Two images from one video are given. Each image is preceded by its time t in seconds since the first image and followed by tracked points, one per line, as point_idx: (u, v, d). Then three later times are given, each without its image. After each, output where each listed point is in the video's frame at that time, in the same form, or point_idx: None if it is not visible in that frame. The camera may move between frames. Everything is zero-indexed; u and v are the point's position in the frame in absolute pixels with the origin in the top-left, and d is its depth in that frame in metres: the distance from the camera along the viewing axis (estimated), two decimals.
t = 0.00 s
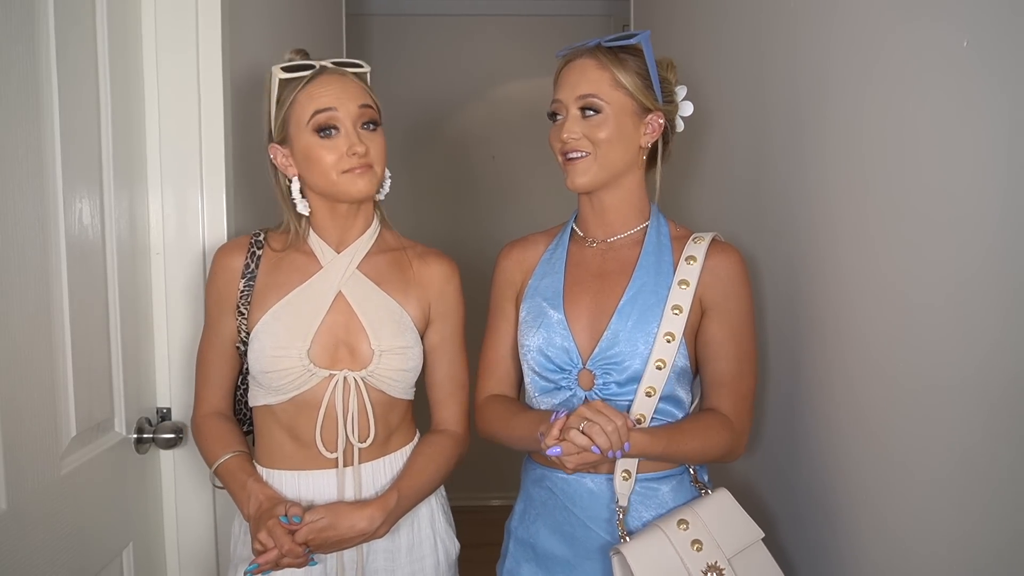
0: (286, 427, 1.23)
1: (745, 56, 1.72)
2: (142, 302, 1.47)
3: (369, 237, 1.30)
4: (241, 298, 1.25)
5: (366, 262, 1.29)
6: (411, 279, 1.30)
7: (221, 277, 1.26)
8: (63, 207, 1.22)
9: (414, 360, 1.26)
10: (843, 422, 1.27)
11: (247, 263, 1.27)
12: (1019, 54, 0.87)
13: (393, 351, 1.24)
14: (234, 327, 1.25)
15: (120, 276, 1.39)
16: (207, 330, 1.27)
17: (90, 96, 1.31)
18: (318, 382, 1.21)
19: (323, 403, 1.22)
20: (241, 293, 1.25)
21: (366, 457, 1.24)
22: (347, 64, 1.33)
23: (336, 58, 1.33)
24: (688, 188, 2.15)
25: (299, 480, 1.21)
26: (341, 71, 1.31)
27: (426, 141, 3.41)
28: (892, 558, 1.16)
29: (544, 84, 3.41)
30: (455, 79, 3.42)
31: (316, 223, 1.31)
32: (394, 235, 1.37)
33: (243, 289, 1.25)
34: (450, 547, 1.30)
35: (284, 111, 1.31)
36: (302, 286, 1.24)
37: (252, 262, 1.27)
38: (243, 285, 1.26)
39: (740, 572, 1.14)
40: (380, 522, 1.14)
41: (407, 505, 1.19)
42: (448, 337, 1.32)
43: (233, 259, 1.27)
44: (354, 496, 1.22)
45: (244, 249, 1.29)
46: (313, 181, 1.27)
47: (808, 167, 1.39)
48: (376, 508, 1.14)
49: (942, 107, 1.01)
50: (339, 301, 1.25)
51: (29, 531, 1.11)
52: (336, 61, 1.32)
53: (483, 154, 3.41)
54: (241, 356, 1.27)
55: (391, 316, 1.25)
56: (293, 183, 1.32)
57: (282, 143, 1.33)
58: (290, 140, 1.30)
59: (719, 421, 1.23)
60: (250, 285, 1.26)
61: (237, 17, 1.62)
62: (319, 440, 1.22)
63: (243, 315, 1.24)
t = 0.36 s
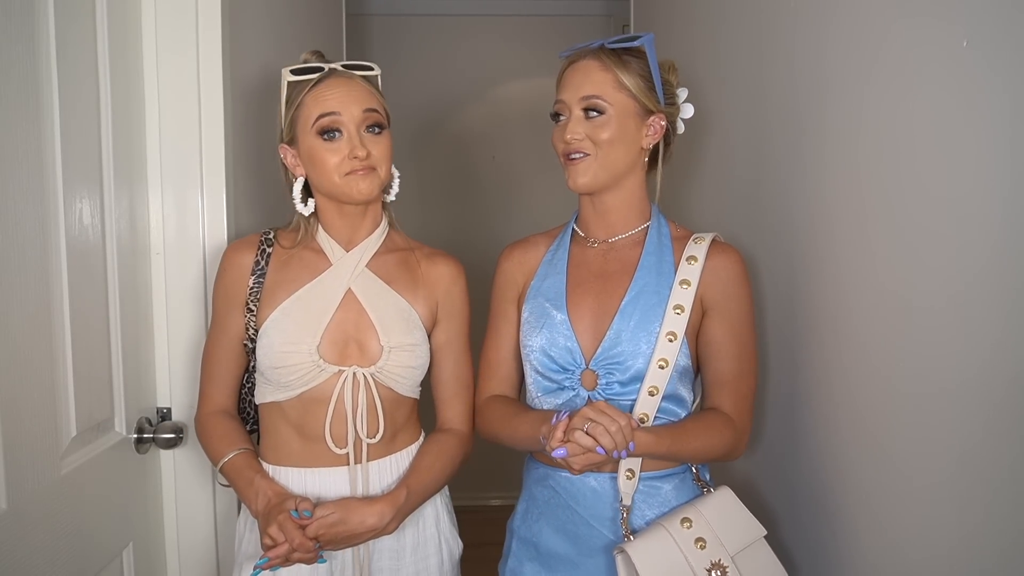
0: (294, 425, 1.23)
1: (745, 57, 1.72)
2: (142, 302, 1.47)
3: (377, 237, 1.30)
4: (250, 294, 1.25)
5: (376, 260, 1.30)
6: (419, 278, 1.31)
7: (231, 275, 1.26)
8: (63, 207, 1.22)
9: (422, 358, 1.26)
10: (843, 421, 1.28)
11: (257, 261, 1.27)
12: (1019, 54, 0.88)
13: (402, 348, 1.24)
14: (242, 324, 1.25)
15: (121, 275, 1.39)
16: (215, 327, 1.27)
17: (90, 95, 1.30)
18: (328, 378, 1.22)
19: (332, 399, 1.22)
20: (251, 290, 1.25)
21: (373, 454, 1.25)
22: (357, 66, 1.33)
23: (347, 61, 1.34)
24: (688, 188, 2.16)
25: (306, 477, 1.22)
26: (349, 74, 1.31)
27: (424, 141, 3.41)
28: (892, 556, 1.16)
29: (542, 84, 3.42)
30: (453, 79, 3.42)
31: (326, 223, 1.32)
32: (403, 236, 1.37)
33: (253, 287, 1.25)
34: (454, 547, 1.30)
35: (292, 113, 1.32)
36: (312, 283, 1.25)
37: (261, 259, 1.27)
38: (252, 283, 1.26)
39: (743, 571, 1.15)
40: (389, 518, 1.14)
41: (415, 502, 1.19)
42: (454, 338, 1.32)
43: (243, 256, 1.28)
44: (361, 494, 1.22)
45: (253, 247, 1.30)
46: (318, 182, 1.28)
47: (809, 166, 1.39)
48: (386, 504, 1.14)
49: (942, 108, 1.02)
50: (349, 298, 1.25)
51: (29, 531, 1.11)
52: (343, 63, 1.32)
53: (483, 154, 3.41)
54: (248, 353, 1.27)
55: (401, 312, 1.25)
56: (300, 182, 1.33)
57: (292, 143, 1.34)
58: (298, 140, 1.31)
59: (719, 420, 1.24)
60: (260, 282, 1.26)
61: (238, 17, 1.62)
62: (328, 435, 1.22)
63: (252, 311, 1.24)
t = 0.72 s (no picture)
0: (294, 424, 1.23)
1: (745, 57, 1.72)
2: (142, 301, 1.47)
3: (380, 239, 1.31)
4: (254, 293, 1.25)
5: (378, 262, 1.30)
6: (421, 280, 1.31)
7: (235, 275, 1.26)
8: (63, 207, 1.22)
9: (423, 360, 1.27)
10: (842, 420, 1.28)
11: (260, 260, 1.27)
12: (1019, 54, 0.88)
13: (402, 350, 1.24)
14: (244, 323, 1.25)
15: (121, 276, 1.39)
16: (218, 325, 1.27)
17: (90, 95, 1.30)
18: (328, 379, 1.22)
19: (332, 400, 1.22)
20: (255, 288, 1.25)
21: (372, 454, 1.24)
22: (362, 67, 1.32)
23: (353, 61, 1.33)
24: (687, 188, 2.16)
25: (305, 475, 1.22)
26: (353, 75, 1.31)
27: (423, 141, 3.41)
28: (891, 556, 1.17)
29: (541, 84, 3.42)
30: (452, 79, 3.42)
31: (329, 222, 1.31)
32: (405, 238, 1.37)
33: (255, 286, 1.25)
34: (453, 547, 1.30)
35: (297, 113, 1.32)
36: (314, 284, 1.25)
37: (265, 259, 1.27)
38: (256, 282, 1.26)
39: (751, 562, 1.16)
40: (387, 518, 1.14)
41: (413, 504, 1.19)
42: (454, 339, 1.32)
43: (247, 255, 1.28)
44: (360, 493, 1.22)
45: (258, 246, 1.29)
46: (320, 181, 1.28)
47: (808, 166, 1.39)
48: (385, 503, 1.14)
49: (942, 108, 1.02)
50: (351, 299, 1.25)
51: (30, 531, 1.11)
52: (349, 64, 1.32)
53: (483, 154, 3.41)
54: (250, 351, 1.27)
55: (401, 314, 1.26)
56: (301, 183, 1.32)
57: (297, 144, 1.34)
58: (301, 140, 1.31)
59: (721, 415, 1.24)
60: (263, 281, 1.26)
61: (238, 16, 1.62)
62: (328, 434, 1.22)
63: (254, 310, 1.24)
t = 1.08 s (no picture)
0: (288, 424, 1.24)
1: (745, 56, 1.72)
2: (142, 301, 1.47)
3: (373, 239, 1.31)
4: (248, 294, 1.26)
5: (371, 262, 1.30)
6: (415, 280, 1.31)
7: (230, 275, 1.28)
8: (63, 207, 1.22)
9: (417, 360, 1.27)
10: (839, 420, 1.27)
11: (255, 261, 1.29)
12: (1019, 52, 0.87)
13: (393, 350, 1.24)
14: (241, 324, 1.26)
15: (121, 275, 1.39)
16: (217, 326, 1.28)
17: (90, 95, 1.31)
18: (319, 380, 1.22)
19: (324, 400, 1.22)
20: (249, 290, 1.26)
21: (364, 454, 1.25)
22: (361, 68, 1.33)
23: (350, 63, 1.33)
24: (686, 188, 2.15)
25: (298, 476, 1.22)
26: (350, 75, 1.31)
27: (426, 142, 3.41)
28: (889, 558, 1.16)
29: (543, 84, 3.42)
30: (455, 79, 3.43)
31: (323, 222, 1.32)
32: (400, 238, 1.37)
33: (250, 287, 1.26)
34: (450, 549, 1.29)
35: (293, 111, 1.32)
36: (305, 285, 1.25)
37: (259, 260, 1.28)
38: (250, 283, 1.27)
39: (755, 555, 1.17)
40: (376, 519, 1.14)
41: (405, 505, 1.19)
42: (450, 339, 1.32)
43: (242, 257, 1.29)
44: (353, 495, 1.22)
45: (252, 248, 1.31)
46: (314, 180, 1.28)
47: (807, 166, 1.39)
48: (374, 505, 1.14)
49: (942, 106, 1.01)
50: (343, 300, 1.26)
51: (29, 530, 1.11)
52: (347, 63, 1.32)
53: (483, 154, 3.41)
54: (248, 351, 1.28)
55: (393, 314, 1.26)
56: (295, 181, 1.33)
57: (292, 142, 1.34)
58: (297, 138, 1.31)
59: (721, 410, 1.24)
60: (257, 282, 1.27)
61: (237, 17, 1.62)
62: (320, 434, 1.22)
63: (249, 311, 1.25)
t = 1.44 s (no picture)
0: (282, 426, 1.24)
1: (745, 55, 1.71)
2: (142, 301, 1.47)
3: (363, 238, 1.31)
4: (242, 295, 1.28)
5: (361, 262, 1.30)
6: (407, 280, 1.31)
7: (224, 275, 1.30)
8: (63, 207, 1.22)
9: (409, 359, 1.27)
10: (839, 421, 1.27)
11: (248, 261, 1.30)
12: (1019, 51, 0.87)
13: (385, 349, 1.25)
14: (235, 323, 1.28)
15: (121, 275, 1.39)
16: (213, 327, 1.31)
17: (90, 95, 1.31)
18: (311, 381, 1.23)
19: (316, 401, 1.23)
20: (242, 290, 1.28)
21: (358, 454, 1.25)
22: (357, 68, 1.33)
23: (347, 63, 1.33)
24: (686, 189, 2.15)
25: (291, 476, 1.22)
26: (345, 74, 1.31)
27: (428, 142, 3.41)
28: (889, 558, 1.15)
29: (544, 84, 3.42)
30: (456, 79, 3.43)
31: (312, 220, 1.32)
32: (392, 237, 1.37)
33: (244, 287, 1.28)
34: (448, 547, 1.28)
35: (285, 107, 1.32)
36: (296, 287, 1.26)
37: (252, 260, 1.30)
38: (244, 283, 1.29)
39: (752, 557, 1.16)
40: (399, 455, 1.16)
41: (423, 457, 1.22)
42: (444, 338, 1.32)
43: (236, 258, 1.31)
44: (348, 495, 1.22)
45: (247, 247, 1.32)
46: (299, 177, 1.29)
47: (806, 165, 1.38)
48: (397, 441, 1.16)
49: (942, 106, 1.01)
50: (334, 300, 1.26)
51: (29, 530, 1.11)
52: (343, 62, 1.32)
53: (483, 154, 3.41)
54: (243, 351, 1.29)
55: (386, 314, 1.26)
56: (284, 176, 1.32)
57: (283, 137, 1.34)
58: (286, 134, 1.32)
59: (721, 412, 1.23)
60: (250, 282, 1.29)
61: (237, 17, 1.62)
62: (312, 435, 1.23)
63: (243, 312, 1.27)
